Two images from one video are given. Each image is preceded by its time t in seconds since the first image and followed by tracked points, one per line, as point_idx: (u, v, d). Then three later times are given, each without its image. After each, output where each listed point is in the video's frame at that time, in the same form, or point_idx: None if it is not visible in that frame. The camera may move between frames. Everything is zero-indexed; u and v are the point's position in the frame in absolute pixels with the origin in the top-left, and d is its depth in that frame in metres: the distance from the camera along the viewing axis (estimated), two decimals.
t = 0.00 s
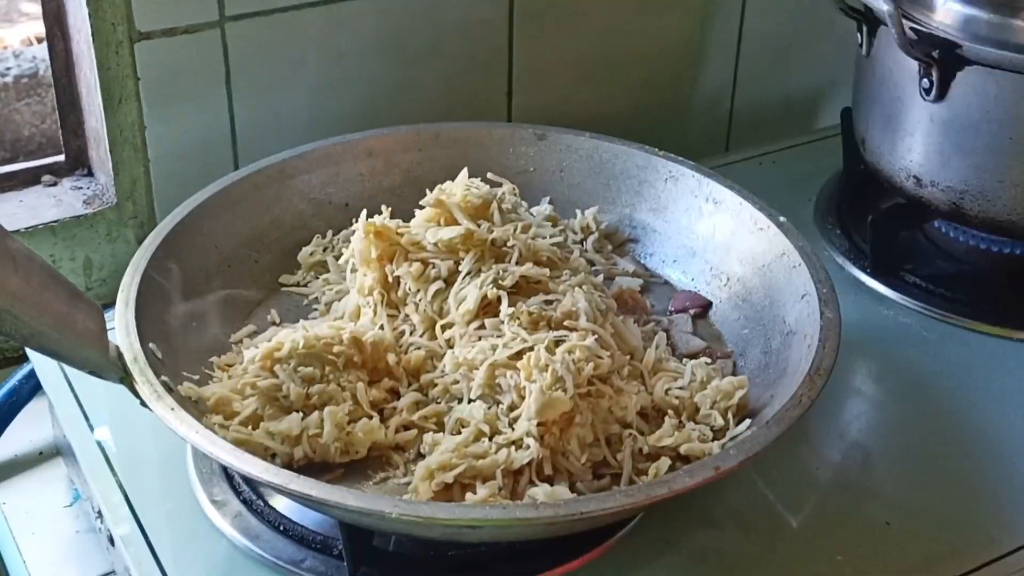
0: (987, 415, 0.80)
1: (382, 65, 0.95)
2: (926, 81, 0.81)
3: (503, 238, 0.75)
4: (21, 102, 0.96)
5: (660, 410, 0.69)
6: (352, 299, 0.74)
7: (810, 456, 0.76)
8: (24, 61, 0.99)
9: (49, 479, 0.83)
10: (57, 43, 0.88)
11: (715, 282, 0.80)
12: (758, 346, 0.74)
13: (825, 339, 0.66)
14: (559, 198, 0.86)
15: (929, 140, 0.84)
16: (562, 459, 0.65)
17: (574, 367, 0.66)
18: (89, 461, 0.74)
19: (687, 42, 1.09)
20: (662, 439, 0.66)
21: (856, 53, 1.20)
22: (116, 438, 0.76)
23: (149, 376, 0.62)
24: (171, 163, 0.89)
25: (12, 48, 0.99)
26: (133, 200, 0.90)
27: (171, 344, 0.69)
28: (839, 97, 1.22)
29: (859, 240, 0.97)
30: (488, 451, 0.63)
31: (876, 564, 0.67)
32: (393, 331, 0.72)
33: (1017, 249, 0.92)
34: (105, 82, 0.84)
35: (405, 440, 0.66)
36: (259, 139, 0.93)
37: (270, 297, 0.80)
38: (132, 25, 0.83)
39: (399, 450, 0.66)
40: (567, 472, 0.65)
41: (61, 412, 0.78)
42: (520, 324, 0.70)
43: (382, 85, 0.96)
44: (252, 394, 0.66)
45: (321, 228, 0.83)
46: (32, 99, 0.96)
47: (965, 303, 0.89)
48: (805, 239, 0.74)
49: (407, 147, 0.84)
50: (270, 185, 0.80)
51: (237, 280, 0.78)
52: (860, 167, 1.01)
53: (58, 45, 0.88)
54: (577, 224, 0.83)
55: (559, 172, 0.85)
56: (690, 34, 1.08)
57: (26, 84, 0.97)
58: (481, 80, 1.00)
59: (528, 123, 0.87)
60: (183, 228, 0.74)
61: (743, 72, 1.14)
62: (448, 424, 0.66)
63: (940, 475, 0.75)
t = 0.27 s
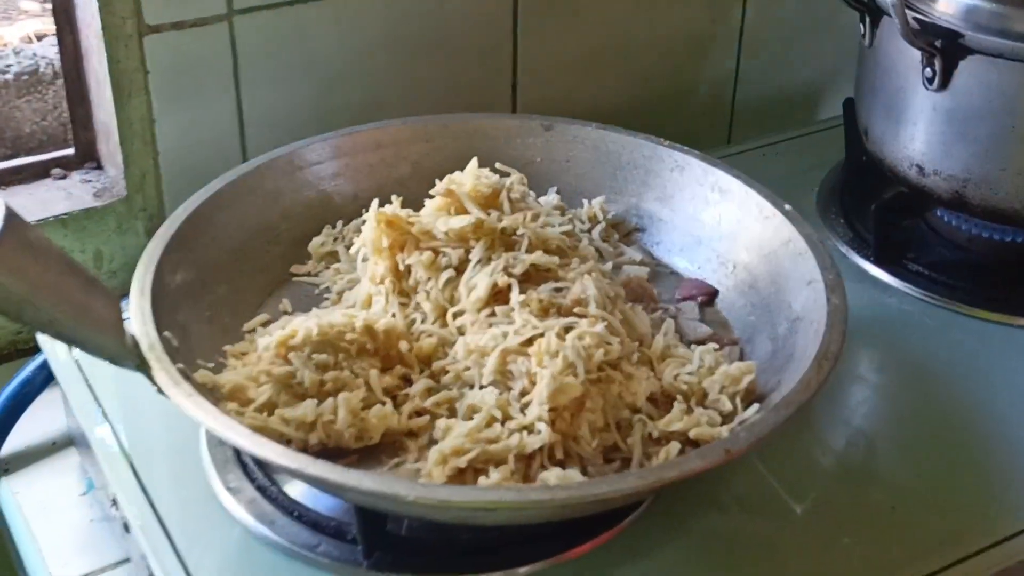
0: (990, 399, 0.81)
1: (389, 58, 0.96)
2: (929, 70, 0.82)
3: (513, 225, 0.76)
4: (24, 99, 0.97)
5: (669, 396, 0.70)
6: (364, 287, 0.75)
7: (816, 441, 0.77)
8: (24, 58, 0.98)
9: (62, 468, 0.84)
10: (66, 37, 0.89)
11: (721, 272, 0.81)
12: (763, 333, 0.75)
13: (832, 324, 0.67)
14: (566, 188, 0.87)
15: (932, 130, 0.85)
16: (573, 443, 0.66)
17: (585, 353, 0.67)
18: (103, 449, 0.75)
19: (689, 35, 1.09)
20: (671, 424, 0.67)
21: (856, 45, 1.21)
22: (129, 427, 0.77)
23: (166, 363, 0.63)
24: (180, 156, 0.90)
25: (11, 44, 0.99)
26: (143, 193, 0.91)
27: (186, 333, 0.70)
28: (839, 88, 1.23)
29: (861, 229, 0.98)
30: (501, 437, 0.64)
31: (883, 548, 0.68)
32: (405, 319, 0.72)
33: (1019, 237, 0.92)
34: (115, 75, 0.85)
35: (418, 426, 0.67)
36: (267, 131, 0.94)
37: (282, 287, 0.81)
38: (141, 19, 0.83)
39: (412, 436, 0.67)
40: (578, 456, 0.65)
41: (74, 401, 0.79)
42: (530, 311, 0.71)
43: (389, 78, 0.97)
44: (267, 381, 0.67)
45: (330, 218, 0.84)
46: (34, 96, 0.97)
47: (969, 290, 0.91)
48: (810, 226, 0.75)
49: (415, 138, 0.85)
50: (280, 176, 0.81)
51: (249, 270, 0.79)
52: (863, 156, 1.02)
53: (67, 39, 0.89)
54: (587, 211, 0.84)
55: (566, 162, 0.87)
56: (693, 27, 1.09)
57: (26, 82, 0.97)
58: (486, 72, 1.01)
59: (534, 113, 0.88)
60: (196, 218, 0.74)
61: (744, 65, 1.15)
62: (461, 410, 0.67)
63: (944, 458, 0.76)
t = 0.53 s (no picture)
0: (990, 387, 0.82)
1: (388, 52, 0.96)
2: (927, 60, 0.82)
3: (513, 216, 0.76)
4: (16, 96, 0.95)
5: (670, 386, 0.71)
6: (365, 280, 0.75)
7: (817, 430, 0.78)
8: (18, 55, 0.96)
9: (64, 464, 0.84)
10: (64, 33, 0.89)
11: (721, 262, 0.81)
12: (764, 323, 0.75)
13: (833, 313, 0.67)
14: (565, 181, 0.87)
15: (930, 119, 0.85)
16: (576, 434, 0.66)
17: (586, 344, 0.67)
18: (106, 443, 0.75)
19: (686, 26, 1.10)
20: (673, 413, 0.67)
21: (854, 35, 1.21)
22: (131, 421, 0.77)
23: (169, 357, 0.63)
24: (179, 151, 0.90)
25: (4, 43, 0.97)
26: (142, 188, 0.91)
27: (188, 328, 0.70)
28: (838, 79, 1.23)
29: (860, 220, 0.98)
30: (503, 428, 0.64)
31: (885, 536, 0.69)
32: (407, 312, 0.73)
33: (1017, 227, 0.92)
34: (113, 71, 0.85)
35: (421, 417, 0.67)
36: (266, 126, 0.94)
37: (282, 281, 0.81)
38: (139, 14, 0.83)
39: (415, 428, 0.67)
40: (581, 447, 0.66)
41: (76, 396, 0.79)
42: (532, 303, 0.71)
43: (388, 72, 0.97)
44: (269, 374, 0.67)
45: (330, 212, 0.84)
46: (26, 94, 0.95)
47: (967, 279, 0.91)
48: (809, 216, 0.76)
49: (415, 131, 0.85)
50: (280, 170, 0.81)
51: (250, 264, 0.79)
52: (861, 147, 1.02)
53: (64, 35, 0.89)
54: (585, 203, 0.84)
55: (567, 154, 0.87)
56: (690, 19, 1.09)
57: (20, 80, 0.96)
58: (485, 66, 1.01)
59: (533, 105, 0.88)
60: (196, 212, 0.74)
61: (742, 56, 1.15)
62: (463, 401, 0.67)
63: (945, 446, 0.76)
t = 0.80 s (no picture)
0: (987, 370, 0.82)
1: (385, 42, 0.96)
2: (922, 44, 0.83)
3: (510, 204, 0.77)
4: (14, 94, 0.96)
5: (668, 369, 0.71)
6: (363, 268, 0.75)
7: (814, 413, 0.78)
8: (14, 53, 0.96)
9: (66, 455, 0.85)
10: (60, 27, 0.89)
11: (717, 247, 0.82)
12: (760, 306, 0.76)
13: (828, 296, 0.67)
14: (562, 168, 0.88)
15: (925, 103, 0.86)
16: (574, 418, 0.66)
17: (584, 328, 0.68)
18: (107, 433, 0.76)
19: (682, 15, 1.10)
20: (671, 396, 0.67)
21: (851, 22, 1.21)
22: (132, 410, 0.78)
23: (169, 345, 0.63)
24: (176, 143, 0.91)
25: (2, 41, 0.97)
26: (140, 181, 0.91)
27: (188, 317, 0.70)
28: (835, 65, 1.24)
29: (857, 205, 0.99)
30: (502, 412, 0.65)
31: (882, 518, 0.69)
32: (405, 299, 0.73)
33: (1013, 210, 0.92)
34: (110, 63, 0.85)
35: (420, 403, 0.67)
36: (264, 118, 0.94)
37: (281, 270, 0.81)
38: (135, 6, 0.84)
39: (415, 414, 0.68)
40: (579, 430, 0.66)
41: (77, 386, 0.80)
42: (529, 288, 0.72)
43: (385, 62, 0.97)
44: (269, 361, 0.67)
45: (328, 202, 0.85)
46: (24, 91, 0.96)
47: (965, 263, 0.91)
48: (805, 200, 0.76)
49: (412, 120, 0.86)
50: (277, 161, 0.81)
51: (249, 253, 0.79)
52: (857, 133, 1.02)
53: (61, 29, 0.89)
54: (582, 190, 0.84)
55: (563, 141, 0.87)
56: (687, 7, 1.10)
57: (18, 77, 0.96)
58: (482, 55, 1.02)
59: (529, 93, 0.89)
60: (194, 202, 0.75)
61: (739, 43, 1.15)
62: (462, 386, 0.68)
63: (941, 429, 0.77)
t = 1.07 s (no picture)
0: (992, 350, 0.83)
1: (389, 32, 0.96)
2: (925, 27, 0.83)
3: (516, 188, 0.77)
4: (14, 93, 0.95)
5: (676, 351, 0.71)
6: (371, 254, 0.75)
7: (821, 395, 0.79)
8: (15, 53, 0.96)
9: (77, 444, 0.85)
10: (65, 19, 0.90)
11: (723, 230, 0.82)
12: (767, 288, 0.76)
13: (834, 276, 0.67)
14: (567, 154, 0.88)
15: (928, 86, 0.86)
16: (583, 400, 0.66)
17: (592, 311, 0.68)
18: (118, 420, 0.76)
19: (684, 3, 1.10)
20: (679, 377, 0.68)
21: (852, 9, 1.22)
22: (142, 398, 0.78)
23: (179, 330, 0.64)
24: (182, 134, 0.91)
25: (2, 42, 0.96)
26: (146, 172, 0.91)
27: (197, 304, 0.71)
28: (837, 53, 1.24)
29: (861, 189, 0.99)
30: (511, 394, 0.65)
31: (889, 496, 0.70)
32: (413, 284, 0.73)
33: (1017, 193, 0.92)
34: (115, 55, 0.85)
35: (430, 386, 0.68)
36: (269, 108, 0.94)
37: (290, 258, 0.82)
38: None
39: (424, 397, 0.68)
40: (588, 412, 0.66)
41: (87, 375, 0.80)
42: (537, 271, 0.72)
43: (388, 52, 0.97)
44: (279, 346, 0.68)
45: (335, 190, 0.85)
46: (25, 91, 0.95)
47: (969, 246, 0.92)
48: (810, 182, 0.76)
49: (417, 108, 0.86)
50: (283, 149, 0.82)
51: (257, 241, 0.80)
52: (860, 118, 1.03)
53: (66, 22, 0.90)
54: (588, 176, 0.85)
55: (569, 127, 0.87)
56: None
57: (18, 78, 0.95)
58: (485, 44, 1.02)
59: (533, 80, 0.89)
60: (202, 190, 0.75)
61: (741, 31, 1.15)
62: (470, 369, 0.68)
63: (947, 409, 0.77)
